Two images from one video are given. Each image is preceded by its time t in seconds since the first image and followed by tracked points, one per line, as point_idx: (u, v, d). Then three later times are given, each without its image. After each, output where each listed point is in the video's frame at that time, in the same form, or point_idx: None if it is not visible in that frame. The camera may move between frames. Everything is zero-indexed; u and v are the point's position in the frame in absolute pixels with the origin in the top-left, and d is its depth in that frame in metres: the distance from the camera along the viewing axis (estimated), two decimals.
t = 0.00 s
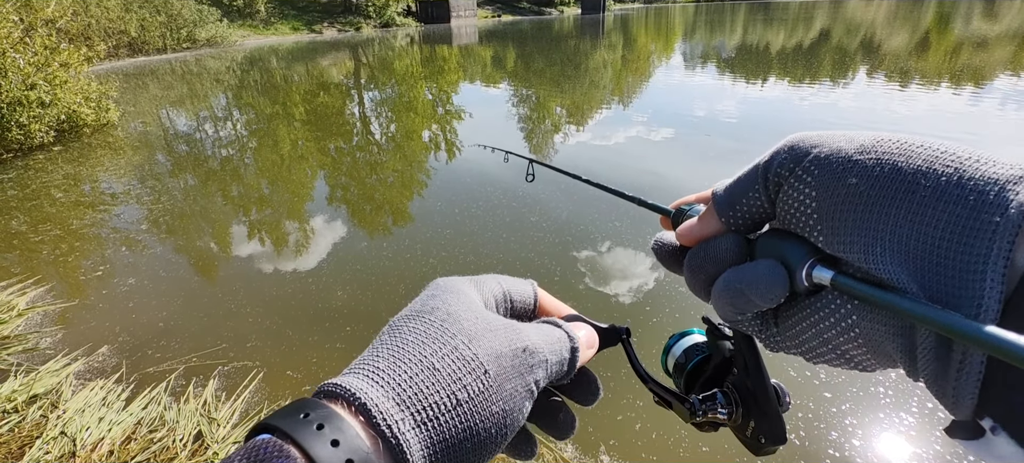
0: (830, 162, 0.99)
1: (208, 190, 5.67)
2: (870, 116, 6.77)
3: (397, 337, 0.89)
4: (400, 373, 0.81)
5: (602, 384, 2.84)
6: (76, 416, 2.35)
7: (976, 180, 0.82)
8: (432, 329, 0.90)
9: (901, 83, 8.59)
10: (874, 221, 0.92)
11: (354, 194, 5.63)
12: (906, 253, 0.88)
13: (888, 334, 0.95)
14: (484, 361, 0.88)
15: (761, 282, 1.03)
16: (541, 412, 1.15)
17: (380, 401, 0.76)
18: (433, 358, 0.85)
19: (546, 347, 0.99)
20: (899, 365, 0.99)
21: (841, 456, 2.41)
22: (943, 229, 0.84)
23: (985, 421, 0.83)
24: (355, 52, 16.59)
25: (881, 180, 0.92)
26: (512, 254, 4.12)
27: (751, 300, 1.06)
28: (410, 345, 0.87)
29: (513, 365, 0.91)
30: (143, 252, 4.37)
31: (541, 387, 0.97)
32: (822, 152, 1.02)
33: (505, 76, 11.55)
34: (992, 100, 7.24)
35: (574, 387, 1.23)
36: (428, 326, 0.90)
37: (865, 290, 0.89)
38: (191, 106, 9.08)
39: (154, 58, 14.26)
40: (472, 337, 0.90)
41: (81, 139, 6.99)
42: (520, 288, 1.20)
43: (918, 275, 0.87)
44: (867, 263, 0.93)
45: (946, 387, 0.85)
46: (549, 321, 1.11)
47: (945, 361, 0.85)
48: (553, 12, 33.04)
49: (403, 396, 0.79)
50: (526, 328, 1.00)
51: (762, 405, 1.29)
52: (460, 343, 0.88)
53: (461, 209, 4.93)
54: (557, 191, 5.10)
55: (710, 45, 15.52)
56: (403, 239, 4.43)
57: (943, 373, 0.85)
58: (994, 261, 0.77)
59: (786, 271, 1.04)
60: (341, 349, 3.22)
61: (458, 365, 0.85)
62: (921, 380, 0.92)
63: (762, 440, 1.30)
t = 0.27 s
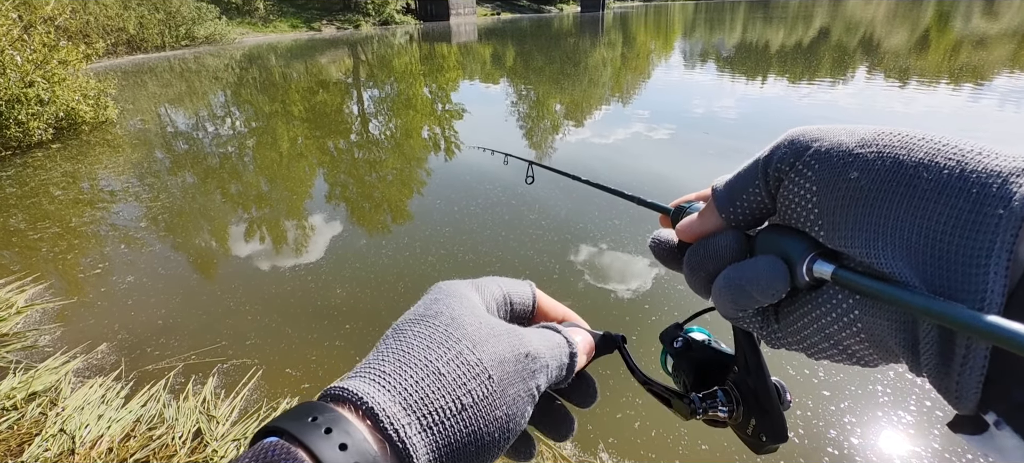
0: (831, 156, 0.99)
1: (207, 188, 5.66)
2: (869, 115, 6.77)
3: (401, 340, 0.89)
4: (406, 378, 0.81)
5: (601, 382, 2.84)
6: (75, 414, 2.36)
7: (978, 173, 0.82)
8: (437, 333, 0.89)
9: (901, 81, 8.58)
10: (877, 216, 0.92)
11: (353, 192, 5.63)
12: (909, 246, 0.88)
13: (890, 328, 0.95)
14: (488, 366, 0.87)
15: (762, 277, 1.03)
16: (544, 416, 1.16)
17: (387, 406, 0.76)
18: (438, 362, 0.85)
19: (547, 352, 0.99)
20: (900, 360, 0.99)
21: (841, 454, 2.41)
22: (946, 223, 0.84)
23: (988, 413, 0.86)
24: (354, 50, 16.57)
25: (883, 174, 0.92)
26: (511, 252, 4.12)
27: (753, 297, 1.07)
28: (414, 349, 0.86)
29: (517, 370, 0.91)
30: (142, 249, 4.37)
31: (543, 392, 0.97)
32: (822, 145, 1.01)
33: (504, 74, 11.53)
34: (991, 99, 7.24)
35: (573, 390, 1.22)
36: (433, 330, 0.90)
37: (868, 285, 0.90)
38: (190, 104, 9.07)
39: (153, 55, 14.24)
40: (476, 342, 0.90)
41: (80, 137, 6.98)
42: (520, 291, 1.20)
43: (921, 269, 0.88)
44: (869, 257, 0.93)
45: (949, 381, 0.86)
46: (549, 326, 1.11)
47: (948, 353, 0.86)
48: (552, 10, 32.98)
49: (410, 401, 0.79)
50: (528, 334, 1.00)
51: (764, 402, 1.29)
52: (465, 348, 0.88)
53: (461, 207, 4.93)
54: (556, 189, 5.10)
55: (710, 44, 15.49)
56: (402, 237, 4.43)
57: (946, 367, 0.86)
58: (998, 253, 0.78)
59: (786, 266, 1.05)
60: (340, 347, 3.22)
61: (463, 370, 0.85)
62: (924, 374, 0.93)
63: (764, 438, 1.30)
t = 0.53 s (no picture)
0: (829, 153, 1.00)
1: (206, 186, 5.66)
2: (868, 114, 6.78)
3: (407, 353, 0.88)
4: (414, 392, 0.81)
5: (600, 381, 2.85)
6: (74, 412, 2.36)
7: (973, 170, 0.82)
8: (444, 347, 0.89)
9: (900, 81, 8.59)
10: (872, 212, 0.92)
11: (352, 190, 5.63)
12: (903, 241, 0.89)
13: (884, 322, 0.95)
14: (494, 382, 0.87)
15: (760, 272, 1.04)
16: (541, 428, 1.16)
17: (396, 420, 0.77)
18: (446, 378, 0.85)
19: (551, 369, 0.99)
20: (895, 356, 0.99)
21: (840, 454, 2.42)
22: (941, 219, 0.84)
23: (981, 411, 0.84)
24: (353, 48, 16.53)
25: (880, 170, 0.92)
26: (510, 251, 4.12)
27: (751, 293, 1.07)
28: (422, 363, 0.86)
29: (522, 387, 0.91)
30: (141, 248, 4.37)
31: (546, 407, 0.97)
32: (821, 142, 1.02)
33: (503, 73, 11.52)
34: (989, 99, 7.25)
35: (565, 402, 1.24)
36: (440, 344, 0.90)
37: (863, 278, 0.91)
38: (189, 101, 9.04)
39: (151, 53, 14.19)
40: (483, 357, 0.89)
41: (78, 135, 6.96)
42: (518, 302, 1.20)
43: (916, 264, 0.88)
44: (865, 252, 0.94)
45: (941, 376, 0.85)
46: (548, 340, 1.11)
47: (939, 347, 0.85)
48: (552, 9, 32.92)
49: (418, 415, 0.79)
50: (533, 349, 1.00)
51: (758, 399, 1.30)
52: (472, 364, 0.88)
53: (460, 206, 4.93)
54: (555, 188, 5.11)
55: (709, 43, 15.48)
56: (401, 236, 4.43)
57: (938, 362, 0.85)
58: (990, 248, 0.77)
59: (784, 262, 1.06)
60: (339, 346, 3.22)
61: (470, 386, 0.85)
62: (918, 371, 0.93)
63: (756, 434, 1.30)
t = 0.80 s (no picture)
0: (822, 154, 1.00)
1: (205, 184, 5.65)
2: (867, 114, 6.79)
3: (430, 386, 0.82)
4: (429, 440, 0.76)
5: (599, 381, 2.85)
6: (72, 411, 2.35)
7: (961, 169, 0.83)
8: (469, 392, 0.83)
9: (899, 81, 8.60)
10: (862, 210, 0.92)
11: (351, 189, 5.62)
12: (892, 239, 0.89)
13: (873, 317, 0.95)
14: (510, 446, 0.82)
15: (756, 269, 1.03)
16: None
17: None
18: (464, 431, 0.79)
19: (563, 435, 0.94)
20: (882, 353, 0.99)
21: (839, 454, 2.42)
22: (929, 216, 0.84)
23: (968, 405, 0.85)
24: (352, 46, 16.49)
25: (870, 170, 0.92)
26: (509, 251, 4.11)
27: (746, 291, 1.05)
28: (443, 405, 0.80)
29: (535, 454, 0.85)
30: (140, 246, 4.35)
31: None
32: (814, 144, 1.02)
33: (503, 71, 11.51)
34: (988, 99, 7.27)
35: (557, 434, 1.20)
36: (465, 387, 0.83)
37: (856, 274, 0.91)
38: (187, 100, 9.02)
39: (150, 51, 14.15)
40: (505, 414, 0.83)
41: (77, 132, 6.94)
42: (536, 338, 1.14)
43: (905, 260, 0.88)
44: (855, 249, 0.94)
45: (928, 369, 0.87)
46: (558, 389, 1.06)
47: (928, 340, 0.86)
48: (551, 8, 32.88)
49: None
50: (552, 410, 0.93)
51: (754, 398, 1.30)
52: (493, 419, 0.82)
53: (459, 205, 4.92)
54: (554, 187, 5.10)
55: (709, 42, 15.48)
56: (400, 235, 4.43)
57: (926, 354, 0.87)
58: (976, 243, 0.78)
59: (778, 260, 1.06)
60: (338, 345, 3.22)
61: (486, 446, 0.79)
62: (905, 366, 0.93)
63: (751, 431, 1.31)
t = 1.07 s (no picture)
0: (820, 151, 0.99)
1: (205, 184, 5.64)
2: (867, 115, 6.80)
3: (445, 391, 0.81)
4: (430, 442, 0.74)
5: (600, 383, 2.86)
6: (72, 412, 2.35)
7: (955, 168, 0.84)
8: (480, 407, 0.82)
9: (899, 82, 8.62)
10: (859, 207, 0.93)
11: (352, 189, 5.62)
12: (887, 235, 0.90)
13: (865, 310, 0.97)
14: None
15: (752, 263, 1.04)
16: None
17: None
18: (465, 444, 0.77)
19: None
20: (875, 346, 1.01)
21: (840, 455, 2.43)
22: (923, 214, 0.85)
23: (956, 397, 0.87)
24: (353, 46, 16.47)
25: (867, 167, 0.92)
26: (510, 251, 4.11)
27: (742, 283, 1.06)
28: (453, 413, 0.79)
29: None
30: (140, 246, 4.35)
31: None
32: (812, 141, 1.02)
33: (504, 72, 11.51)
34: (988, 100, 7.29)
35: None
36: (477, 402, 0.82)
37: (851, 269, 0.92)
38: (187, 99, 9.00)
39: (150, 50, 14.12)
40: (510, 443, 0.81)
41: (76, 132, 6.92)
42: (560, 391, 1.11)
43: (900, 255, 0.89)
44: (851, 244, 0.95)
45: (918, 361, 0.89)
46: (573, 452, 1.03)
47: (916, 332, 0.88)
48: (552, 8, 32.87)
49: None
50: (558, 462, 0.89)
51: (749, 387, 1.31)
52: (497, 443, 0.80)
53: (460, 206, 4.92)
54: (555, 187, 5.10)
55: (709, 43, 15.49)
56: (401, 235, 4.42)
57: (915, 346, 0.89)
58: (968, 240, 0.79)
59: (775, 254, 1.06)
60: (339, 345, 3.22)
61: None
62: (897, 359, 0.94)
63: (746, 420, 1.33)
